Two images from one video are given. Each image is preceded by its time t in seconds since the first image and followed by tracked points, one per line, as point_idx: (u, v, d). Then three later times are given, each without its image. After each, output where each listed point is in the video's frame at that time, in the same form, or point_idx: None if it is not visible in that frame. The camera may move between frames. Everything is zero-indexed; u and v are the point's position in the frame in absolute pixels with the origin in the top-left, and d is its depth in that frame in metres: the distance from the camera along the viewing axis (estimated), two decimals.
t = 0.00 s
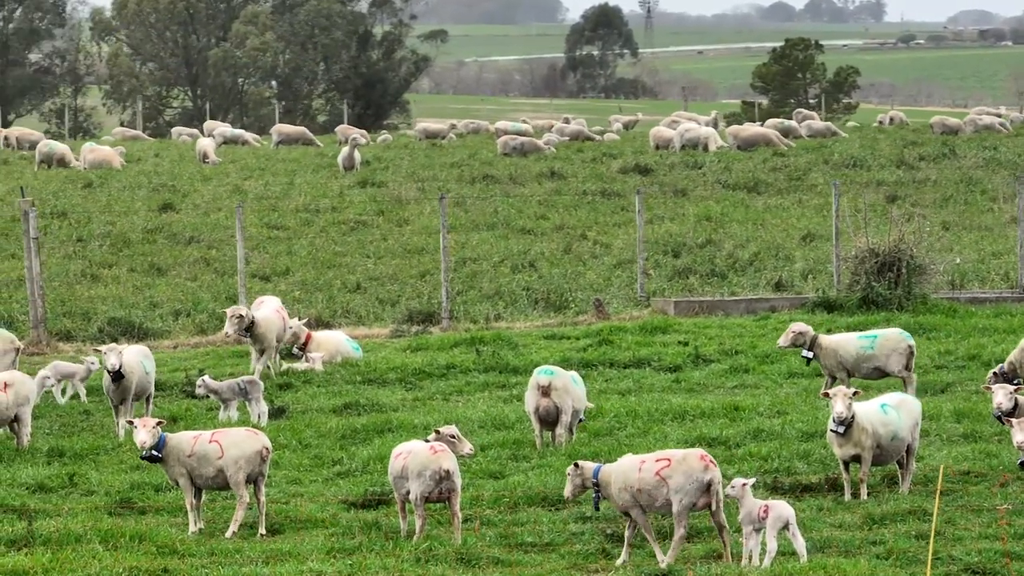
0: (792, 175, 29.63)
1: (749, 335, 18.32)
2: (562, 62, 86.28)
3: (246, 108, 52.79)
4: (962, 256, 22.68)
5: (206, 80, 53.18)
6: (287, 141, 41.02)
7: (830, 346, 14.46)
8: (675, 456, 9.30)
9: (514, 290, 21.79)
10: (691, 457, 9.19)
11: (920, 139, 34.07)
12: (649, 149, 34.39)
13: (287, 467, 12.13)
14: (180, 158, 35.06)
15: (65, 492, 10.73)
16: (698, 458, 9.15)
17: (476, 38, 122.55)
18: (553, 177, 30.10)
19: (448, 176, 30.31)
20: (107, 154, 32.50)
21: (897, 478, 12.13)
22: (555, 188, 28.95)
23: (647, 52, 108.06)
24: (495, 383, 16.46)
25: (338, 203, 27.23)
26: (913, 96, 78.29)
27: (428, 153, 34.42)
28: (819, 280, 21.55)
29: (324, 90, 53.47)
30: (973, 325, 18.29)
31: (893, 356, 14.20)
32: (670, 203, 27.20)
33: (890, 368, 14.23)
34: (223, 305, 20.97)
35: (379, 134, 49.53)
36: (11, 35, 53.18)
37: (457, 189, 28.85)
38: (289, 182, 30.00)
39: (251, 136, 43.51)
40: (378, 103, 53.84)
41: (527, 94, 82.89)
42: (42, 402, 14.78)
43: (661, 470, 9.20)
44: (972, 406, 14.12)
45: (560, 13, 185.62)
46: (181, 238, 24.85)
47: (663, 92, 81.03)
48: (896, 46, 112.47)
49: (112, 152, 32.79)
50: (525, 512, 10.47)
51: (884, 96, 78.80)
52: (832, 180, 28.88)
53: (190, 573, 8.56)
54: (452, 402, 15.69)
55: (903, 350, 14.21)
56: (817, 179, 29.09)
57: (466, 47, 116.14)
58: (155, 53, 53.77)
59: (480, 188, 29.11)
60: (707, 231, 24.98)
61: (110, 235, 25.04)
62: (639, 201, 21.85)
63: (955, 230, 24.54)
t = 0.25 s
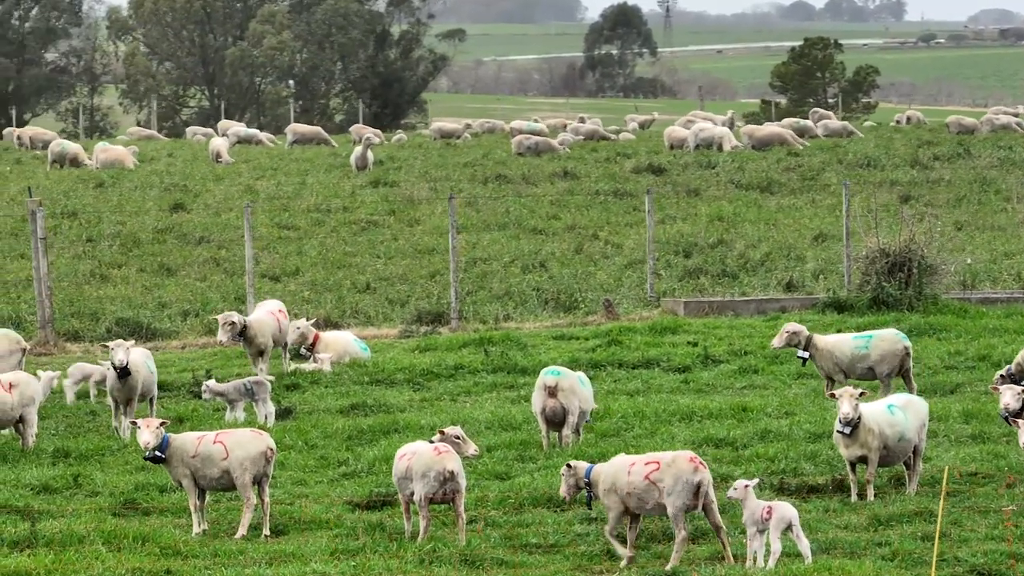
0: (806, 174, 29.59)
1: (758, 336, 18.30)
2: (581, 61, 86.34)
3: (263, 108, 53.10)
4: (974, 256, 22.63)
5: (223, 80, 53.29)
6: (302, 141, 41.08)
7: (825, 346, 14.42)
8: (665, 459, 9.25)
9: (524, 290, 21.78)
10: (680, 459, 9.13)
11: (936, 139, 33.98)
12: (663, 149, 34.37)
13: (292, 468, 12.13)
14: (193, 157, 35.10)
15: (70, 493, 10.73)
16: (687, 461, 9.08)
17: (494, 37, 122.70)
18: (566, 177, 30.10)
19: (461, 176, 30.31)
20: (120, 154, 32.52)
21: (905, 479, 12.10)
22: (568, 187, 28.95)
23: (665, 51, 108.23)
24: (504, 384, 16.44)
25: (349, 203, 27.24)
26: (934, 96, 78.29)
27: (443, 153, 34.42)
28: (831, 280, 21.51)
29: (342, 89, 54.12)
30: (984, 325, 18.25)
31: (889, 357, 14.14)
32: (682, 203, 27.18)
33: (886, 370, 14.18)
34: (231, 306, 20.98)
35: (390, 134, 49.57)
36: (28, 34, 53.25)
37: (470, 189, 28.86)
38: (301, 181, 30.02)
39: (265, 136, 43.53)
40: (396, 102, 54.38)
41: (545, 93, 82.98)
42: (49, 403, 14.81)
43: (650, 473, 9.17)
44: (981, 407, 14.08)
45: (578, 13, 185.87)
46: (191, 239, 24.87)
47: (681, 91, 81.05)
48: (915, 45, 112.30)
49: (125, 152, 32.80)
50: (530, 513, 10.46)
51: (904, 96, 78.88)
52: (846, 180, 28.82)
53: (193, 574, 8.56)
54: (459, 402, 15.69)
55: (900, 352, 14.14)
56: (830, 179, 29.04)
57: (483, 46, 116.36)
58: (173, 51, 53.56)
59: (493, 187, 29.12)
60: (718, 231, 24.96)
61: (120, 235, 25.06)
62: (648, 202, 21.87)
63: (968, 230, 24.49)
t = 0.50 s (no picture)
0: (819, 174, 29.54)
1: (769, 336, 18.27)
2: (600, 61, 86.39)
3: (280, 107, 53.46)
4: (987, 256, 22.55)
5: (240, 79, 53.71)
6: (318, 140, 41.15)
7: (818, 348, 14.78)
8: (659, 459, 9.32)
9: (534, 291, 21.77)
10: (672, 458, 9.21)
11: (952, 138, 33.85)
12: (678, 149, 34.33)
13: (298, 469, 12.13)
14: (207, 157, 35.15)
15: (75, 494, 10.74)
16: (679, 459, 9.14)
17: (512, 36, 122.94)
18: (579, 177, 30.09)
19: (474, 176, 30.30)
20: (133, 154, 32.65)
21: (911, 480, 12.07)
22: (581, 187, 28.94)
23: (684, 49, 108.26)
24: (512, 385, 16.42)
25: (361, 203, 27.23)
26: (955, 96, 78.22)
27: (458, 153, 34.43)
28: (842, 281, 21.46)
29: (360, 88, 54.21)
30: (995, 326, 18.19)
31: (883, 359, 14.34)
32: (695, 203, 27.15)
33: (880, 372, 14.38)
34: (240, 306, 20.99)
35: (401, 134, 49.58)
36: (45, 33, 54.08)
37: (483, 189, 28.86)
38: (314, 181, 30.02)
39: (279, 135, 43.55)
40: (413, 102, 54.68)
41: (564, 93, 83.05)
42: (55, 405, 14.82)
43: (642, 472, 9.27)
44: (991, 409, 14.03)
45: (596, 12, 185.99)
46: (202, 239, 24.89)
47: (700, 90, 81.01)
48: (936, 45, 112.09)
49: (138, 152, 32.91)
50: (536, 515, 10.44)
51: (925, 95, 78.87)
52: (860, 180, 28.78)
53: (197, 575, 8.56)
54: (467, 403, 15.67)
55: (895, 354, 14.33)
56: (843, 179, 28.98)
57: (503, 46, 116.63)
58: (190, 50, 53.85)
59: (506, 187, 29.13)
60: (730, 231, 24.92)
61: (130, 235, 25.10)
62: (659, 203, 21.80)
63: (982, 231, 24.42)
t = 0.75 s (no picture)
0: (831, 174, 29.49)
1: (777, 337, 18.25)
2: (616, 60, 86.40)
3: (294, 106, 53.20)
4: (998, 257, 22.50)
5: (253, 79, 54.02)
6: (331, 140, 41.21)
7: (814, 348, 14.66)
8: (653, 460, 9.30)
9: (543, 291, 21.76)
10: (667, 459, 9.19)
11: (965, 139, 33.74)
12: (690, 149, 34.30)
13: (303, 471, 12.12)
14: (218, 157, 35.18)
15: (79, 495, 10.73)
16: (674, 460, 9.14)
17: (528, 37, 123.05)
18: (590, 177, 30.08)
19: (485, 176, 30.29)
20: (144, 154, 32.63)
21: (918, 482, 12.03)
22: (592, 187, 28.93)
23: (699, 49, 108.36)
24: (519, 386, 16.41)
25: (371, 203, 27.21)
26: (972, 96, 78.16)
27: (470, 153, 34.42)
28: (852, 282, 21.42)
29: (374, 88, 54.04)
30: (1005, 327, 18.14)
31: (883, 357, 14.31)
32: (706, 203, 27.12)
33: (880, 370, 14.34)
34: (247, 307, 20.99)
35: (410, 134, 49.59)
36: (58, 33, 54.32)
37: (494, 189, 28.87)
38: (324, 181, 30.01)
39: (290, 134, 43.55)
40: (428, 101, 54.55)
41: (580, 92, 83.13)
42: (61, 406, 14.83)
43: (637, 473, 9.25)
44: (999, 410, 13.99)
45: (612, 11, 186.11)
46: (210, 239, 24.90)
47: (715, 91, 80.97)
48: (953, 44, 111.72)
49: (150, 152, 32.86)
50: (541, 516, 10.42)
51: (943, 95, 78.89)
52: (872, 180, 28.73)
53: None
54: (474, 404, 15.66)
55: (894, 352, 14.31)
56: (855, 180, 28.93)
57: (518, 46, 116.74)
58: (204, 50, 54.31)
59: (517, 187, 29.13)
60: (740, 232, 24.88)
61: (138, 236, 25.10)
62: (668, 204, 21.74)
63: (993, 231, 24.37)
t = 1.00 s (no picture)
0: (846, 174, 29.44)
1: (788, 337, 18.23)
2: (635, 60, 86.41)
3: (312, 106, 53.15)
4: (1012, 257, 22.44)
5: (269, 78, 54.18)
6: (346, 139, 41.25)
7: (808, 349, 14.64)
8: (648, 460, 9.29)
9: (555, 291, 21.75)
10: (662, 461, 9.18)
11: (981, 139, 33.61)
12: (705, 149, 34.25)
13: (311, 471, 12.12)
14: (233, 156, 35.23)
15: (85, 496, 10.74)
16: (669, 462, 9.13)
17: (547, 36, 123.12)
18: (604, 176, 30.07)
19: (499, 175, 30.30)
20: (157, 153, 32.66)
21: (926, 482, 12.00)
22: (606, 187, 28.92)
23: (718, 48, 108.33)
24: (529, 386, 16.39)
25: (384, 203, 27.21)
26: (993, 96, 77.95)
27: (485, 152, 34.40)
28: (865, 283, 21.39)
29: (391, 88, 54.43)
30: (1017, 327, 18.09)
31: (879, 357, 14.34)
32: (720, 203, 27.06)
33: (876, 370, 14.38)
34: (257, 307, 21.00)
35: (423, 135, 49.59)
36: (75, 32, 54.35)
37: (509, 188, 28.87)
38: (337, 181, 30.02)
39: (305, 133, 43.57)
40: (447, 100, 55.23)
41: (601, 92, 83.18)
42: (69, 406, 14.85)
43: (632, 474, 9.23)
44: (1010, 411, 13.94)
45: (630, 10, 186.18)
46: (222, 238, 24.93)
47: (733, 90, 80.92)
48: (973, 43, 111.40)
49: (164, 153, 32.93)
50: (547, 517, 10.41)
51: (963, 95, 78.68)
52: (886, 180, 28.68)
53: None
54: (483, 405, 15.64)
55: (889, 352, 14.35)
56: (869, 180, 28.87)
57: (537, 46, 116.84)
58: (222, 49, 54.49)
59: (531, 187, 29.14)
60: (754, 232, 24.84)
61: (150, 236, 25.12)
62: (679, 204, 21.71)
63: (1009, 232, 24.30)
